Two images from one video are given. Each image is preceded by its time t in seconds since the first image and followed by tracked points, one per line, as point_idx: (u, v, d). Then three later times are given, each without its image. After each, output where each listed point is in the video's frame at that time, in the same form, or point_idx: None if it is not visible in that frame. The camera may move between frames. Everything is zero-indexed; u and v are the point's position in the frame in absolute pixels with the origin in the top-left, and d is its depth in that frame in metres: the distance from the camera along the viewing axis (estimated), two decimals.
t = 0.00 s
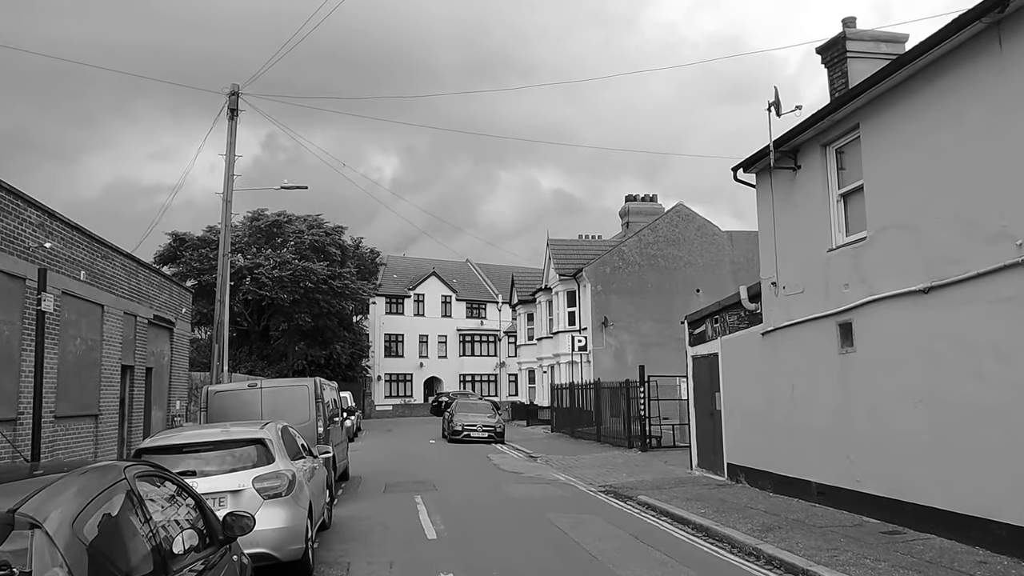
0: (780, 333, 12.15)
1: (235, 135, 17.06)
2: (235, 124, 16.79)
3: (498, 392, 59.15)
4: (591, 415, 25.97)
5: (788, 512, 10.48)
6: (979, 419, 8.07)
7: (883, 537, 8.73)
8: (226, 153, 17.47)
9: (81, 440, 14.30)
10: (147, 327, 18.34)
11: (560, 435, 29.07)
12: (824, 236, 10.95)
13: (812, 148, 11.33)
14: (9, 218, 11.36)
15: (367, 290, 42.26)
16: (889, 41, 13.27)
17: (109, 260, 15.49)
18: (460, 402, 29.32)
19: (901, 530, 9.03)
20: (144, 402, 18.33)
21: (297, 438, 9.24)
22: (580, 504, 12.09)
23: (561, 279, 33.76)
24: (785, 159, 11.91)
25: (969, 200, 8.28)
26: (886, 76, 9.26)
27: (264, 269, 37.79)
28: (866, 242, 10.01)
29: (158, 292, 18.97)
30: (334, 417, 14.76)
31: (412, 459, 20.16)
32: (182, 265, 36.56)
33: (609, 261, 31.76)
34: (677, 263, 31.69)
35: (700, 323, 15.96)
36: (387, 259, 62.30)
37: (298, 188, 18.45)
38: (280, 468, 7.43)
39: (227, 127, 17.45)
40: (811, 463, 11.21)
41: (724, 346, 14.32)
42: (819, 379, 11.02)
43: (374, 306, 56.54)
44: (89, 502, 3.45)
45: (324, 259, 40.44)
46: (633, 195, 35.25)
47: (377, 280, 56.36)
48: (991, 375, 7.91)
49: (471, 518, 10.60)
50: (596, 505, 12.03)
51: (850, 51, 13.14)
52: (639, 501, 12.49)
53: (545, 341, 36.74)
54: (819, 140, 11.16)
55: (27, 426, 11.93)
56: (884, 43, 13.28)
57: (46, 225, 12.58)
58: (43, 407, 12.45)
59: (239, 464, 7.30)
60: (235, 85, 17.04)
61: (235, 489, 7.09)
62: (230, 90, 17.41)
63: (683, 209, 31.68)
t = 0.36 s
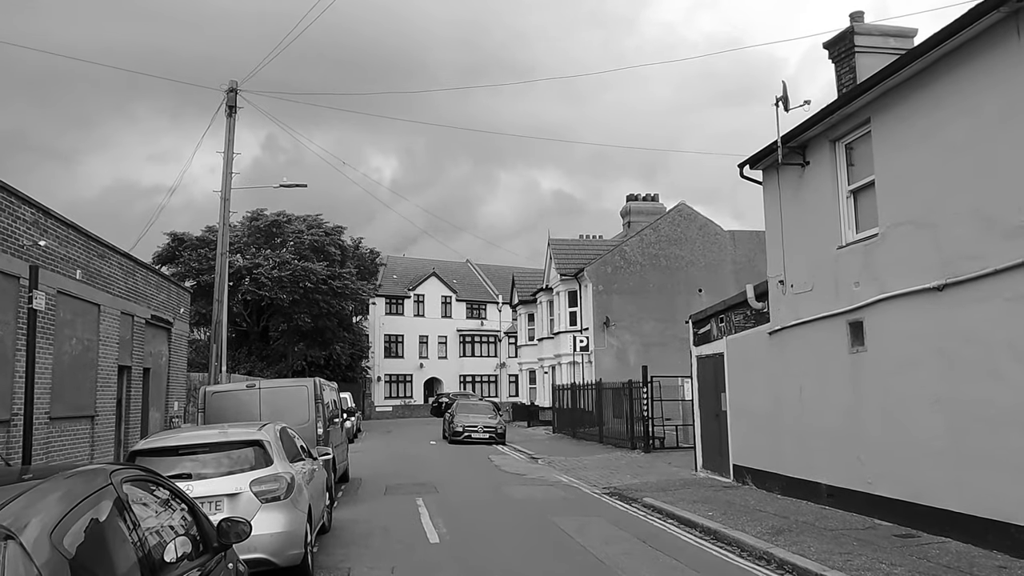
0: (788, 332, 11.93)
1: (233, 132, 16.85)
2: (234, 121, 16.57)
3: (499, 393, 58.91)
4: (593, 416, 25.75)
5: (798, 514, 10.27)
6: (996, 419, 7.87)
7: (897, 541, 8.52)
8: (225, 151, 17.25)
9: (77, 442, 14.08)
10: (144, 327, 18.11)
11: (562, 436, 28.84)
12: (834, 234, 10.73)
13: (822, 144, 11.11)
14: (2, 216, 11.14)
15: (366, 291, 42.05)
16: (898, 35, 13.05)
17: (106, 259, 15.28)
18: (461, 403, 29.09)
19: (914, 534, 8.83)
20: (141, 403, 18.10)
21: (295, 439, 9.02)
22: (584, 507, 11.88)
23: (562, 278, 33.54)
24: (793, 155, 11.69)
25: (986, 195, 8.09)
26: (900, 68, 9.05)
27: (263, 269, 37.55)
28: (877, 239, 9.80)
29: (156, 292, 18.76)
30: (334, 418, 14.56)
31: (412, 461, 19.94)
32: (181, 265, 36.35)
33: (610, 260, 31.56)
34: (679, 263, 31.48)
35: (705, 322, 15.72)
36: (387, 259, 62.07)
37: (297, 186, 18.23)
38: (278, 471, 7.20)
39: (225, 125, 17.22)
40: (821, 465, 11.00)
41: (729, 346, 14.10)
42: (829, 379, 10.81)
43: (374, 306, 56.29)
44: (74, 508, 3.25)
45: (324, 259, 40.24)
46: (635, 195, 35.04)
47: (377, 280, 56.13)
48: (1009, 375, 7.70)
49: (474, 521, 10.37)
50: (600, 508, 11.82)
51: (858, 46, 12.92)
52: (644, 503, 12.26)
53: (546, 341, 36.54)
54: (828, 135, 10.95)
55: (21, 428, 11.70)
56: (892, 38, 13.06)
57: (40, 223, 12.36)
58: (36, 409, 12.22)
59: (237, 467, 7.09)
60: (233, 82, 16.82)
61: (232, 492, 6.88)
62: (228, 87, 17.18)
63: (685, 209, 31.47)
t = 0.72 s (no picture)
0: (799, 331, 11.72)
1: (234, 129, 16.66)
2: (235, 118, 16.37)
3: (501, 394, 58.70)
4: (597, 416, 25.55)
5: (811, 516, 10.06)
6: (1018, 418, 7.65)
7: (915, 543, 8.31)
8: (225, 147, 17.03)
9: (77, 443, 13.88)
10: (144, 326, 17.89)
11: (565, 436, 28.64)
12: (847, 229, 10.51)
13: (834, 138, 10.90)
14: None
15: (368, 290, 41.84)
16: (909, 28, 12.83)
17: (105, 258, 15.06)
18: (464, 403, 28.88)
19: (931, 536, 8.61)
20: (141, 404, 17.89)
21: (298, 440, 8.81)
22: (591, 508, 11.68)
23: (565, 278, 33.31)
24: (804, 149, 11.47)
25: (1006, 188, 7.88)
26: (916, 59, 8.84)
27: (264, 269, 37.34)
28: (892, 235, 9.59)
29: (156, 291, 18.53)
30: (337, 418, 14.36)
31: (416, 461, 19.74)
32: (181, 265, 36.17)
33: (614, 259, 31.33)
34: (683, 262, 31.26)
35: (712, 321, 15.51)
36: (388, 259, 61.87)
37: (299, 183, 18.03)
38: (280, 472, 6.99)
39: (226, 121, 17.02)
40: (833, 466, 10.78)
41: (738, 345, 13.88)
42: (842, 378, 10.59)
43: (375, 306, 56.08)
44: (63, 511, 3.04)
45: (325, 258, 40.05)
46: (638, 194, 34.85)
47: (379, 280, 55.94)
48: None
49: (480, 523, 10.16)
50: (608, 509, 11.60)
51: (869, 39, 12.71)
52: (652, 504, 12.06)
53: (549, 341, 36.33)
54: (840, 129, 10.74)
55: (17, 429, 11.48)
56: (903, 30, 12.84)
57: (38, 220, 12.15)
58: (32, 410, 12.01)
59: (237, 468, 6.87)
60: (234, 77, 16.62)
61: (232, 494, 6.65)
62: (228, 82, 16.96)
63: (689, 207, 31.26)
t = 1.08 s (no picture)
0: (809, 332, 11.51)
1: (234, 127, 16.46)
2: (235, 115, 16.18)
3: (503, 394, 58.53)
4: (600, 418, 25.38)
5: (822, 520, 9.86)
6: None
7: (931, 549, 8.11)
8: (226, 145, 16.83)
9: (75, 446, 13.68)
10: (144, 326, 17.69)
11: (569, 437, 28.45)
12: (859, 229, 10.31)
13: (845, 135, 10.69)
14: None
15: (370, 290, 41.65)
16: (921, 24, 12.63)
17: (103, 257, 14.86)
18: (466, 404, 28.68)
19: (948, 542, 8.42)
20: (141, 405, 17.70)
21: (300, 443, 8.62)
22: (597, 512, 11.48)
23: (567, 278, 33.10)
24: (815, 147, 11.27)
25: None
26: (931, 54, 8.64)
27: (265, 269, 37.16)
28: (905, 234, 9.39)
29: (155, 291, 18.33)
30: (339, 419, 14.17)
31: (418, 463, 19.55)
32: (182, 265, 35.98)
33: (617, 259, 31.11)
34: (686, 261, 31.05)
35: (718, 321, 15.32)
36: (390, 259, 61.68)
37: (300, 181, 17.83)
38: (281, 477, 6.80)
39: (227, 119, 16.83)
40: (844, 469, 10.58)
41: (746, 346, 13.69)
42: (854, 380, 10.39)
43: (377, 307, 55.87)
44: (53, 524, 2.86)
45: (327, 258, 39.86)
46: (641, 193, 34.66)
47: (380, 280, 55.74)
48: None
49: (486, 528, 9.97)
50: (615, 513, 11.40)
51: (879, 35, 12.50)
52: (660, 508, 11.86)
53: (552, 342, 36.15)
54: (852, 126, 10.53)
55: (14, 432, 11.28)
56: (915, 26, 12.63)
57: (35, 219, 11.95)
58: (29, 411, 11.80)
59: (238, 473, 6.68)
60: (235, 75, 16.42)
61: (233, 500, 6.46)
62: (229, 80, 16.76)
63: (693, 207, 31.07)
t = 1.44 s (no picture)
0: (820, 332, 11.29)
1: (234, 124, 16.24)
2: (235, 113, 15.97)
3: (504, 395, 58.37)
4: (603, 419, 25.20)
5: (835, 524, 9.65)
6: None
7: (948, 555, 7.90)
8: (225, 144, 16.61)
9: (71, 448, 13.46)
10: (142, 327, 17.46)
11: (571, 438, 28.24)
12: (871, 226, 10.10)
13: (857, 131, 10.48)
14: None
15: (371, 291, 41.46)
16: (932, 19, 12.42)
17: (101, 256, 14.64)
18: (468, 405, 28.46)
19: (965, 547, 8.20)
20: (140, 406, 17.49)
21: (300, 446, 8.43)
22: (603, 515, 11.26)
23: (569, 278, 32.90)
24: (825, 143, 11.05)
25: None
26: (947, 47, 8.43)
27: (265, 269, 36.99)
28: (920, 231, 9.18)
29: (154, 291, 18.11)
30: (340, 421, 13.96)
31: (420, 465, 19.34)
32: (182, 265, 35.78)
33: (620, 259, 30.88)
34: (690, 262, 30.85)
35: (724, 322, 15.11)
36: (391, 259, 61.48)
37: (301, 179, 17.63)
38: (281, 481, 6.59)
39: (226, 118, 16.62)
40: (856, 472, 10.37)
41: (753, 346, 13.48)
42: (866, 381, 10.16)
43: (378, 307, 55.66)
44: (34, 535, 2.65)
45: (327, 259, 39.65)
46: (643, 193, 34.47)
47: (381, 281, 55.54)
48: None
49: (490, 532, 9.76)
50: (621, 517, 11.18)
51: (890, 30, 12.29)
52: (666, 511, 11.65)
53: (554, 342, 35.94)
54: (864, 122, 10.32)
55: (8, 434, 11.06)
56: (926, 21, 12.42)
57: (31, 217, 11.74)
58: (25, 413, 11.60)
59: (236, 477, 6.46)
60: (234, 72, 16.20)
61: (231, 506, 6.24)
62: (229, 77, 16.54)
63: (696, 207, 30.88)
